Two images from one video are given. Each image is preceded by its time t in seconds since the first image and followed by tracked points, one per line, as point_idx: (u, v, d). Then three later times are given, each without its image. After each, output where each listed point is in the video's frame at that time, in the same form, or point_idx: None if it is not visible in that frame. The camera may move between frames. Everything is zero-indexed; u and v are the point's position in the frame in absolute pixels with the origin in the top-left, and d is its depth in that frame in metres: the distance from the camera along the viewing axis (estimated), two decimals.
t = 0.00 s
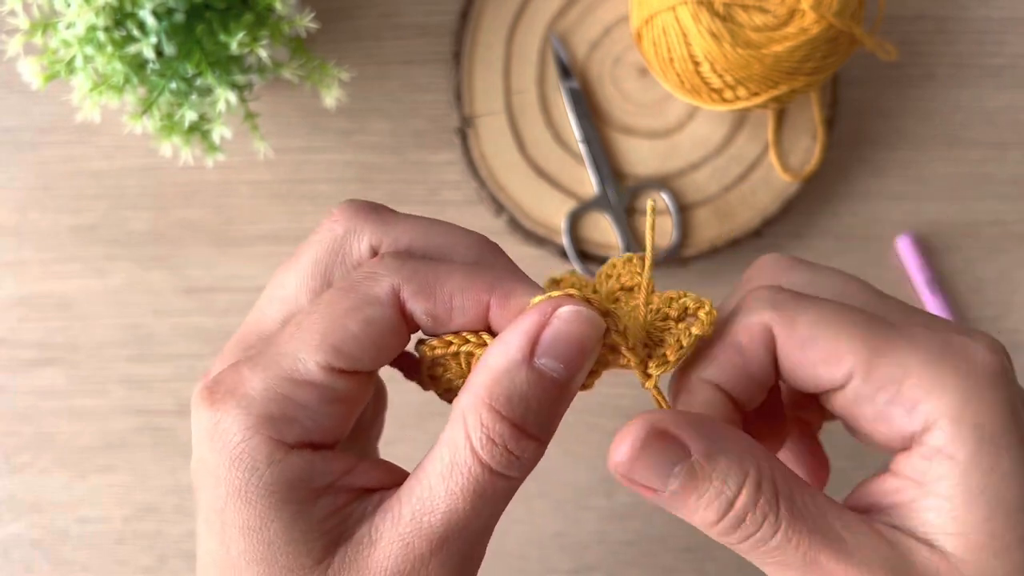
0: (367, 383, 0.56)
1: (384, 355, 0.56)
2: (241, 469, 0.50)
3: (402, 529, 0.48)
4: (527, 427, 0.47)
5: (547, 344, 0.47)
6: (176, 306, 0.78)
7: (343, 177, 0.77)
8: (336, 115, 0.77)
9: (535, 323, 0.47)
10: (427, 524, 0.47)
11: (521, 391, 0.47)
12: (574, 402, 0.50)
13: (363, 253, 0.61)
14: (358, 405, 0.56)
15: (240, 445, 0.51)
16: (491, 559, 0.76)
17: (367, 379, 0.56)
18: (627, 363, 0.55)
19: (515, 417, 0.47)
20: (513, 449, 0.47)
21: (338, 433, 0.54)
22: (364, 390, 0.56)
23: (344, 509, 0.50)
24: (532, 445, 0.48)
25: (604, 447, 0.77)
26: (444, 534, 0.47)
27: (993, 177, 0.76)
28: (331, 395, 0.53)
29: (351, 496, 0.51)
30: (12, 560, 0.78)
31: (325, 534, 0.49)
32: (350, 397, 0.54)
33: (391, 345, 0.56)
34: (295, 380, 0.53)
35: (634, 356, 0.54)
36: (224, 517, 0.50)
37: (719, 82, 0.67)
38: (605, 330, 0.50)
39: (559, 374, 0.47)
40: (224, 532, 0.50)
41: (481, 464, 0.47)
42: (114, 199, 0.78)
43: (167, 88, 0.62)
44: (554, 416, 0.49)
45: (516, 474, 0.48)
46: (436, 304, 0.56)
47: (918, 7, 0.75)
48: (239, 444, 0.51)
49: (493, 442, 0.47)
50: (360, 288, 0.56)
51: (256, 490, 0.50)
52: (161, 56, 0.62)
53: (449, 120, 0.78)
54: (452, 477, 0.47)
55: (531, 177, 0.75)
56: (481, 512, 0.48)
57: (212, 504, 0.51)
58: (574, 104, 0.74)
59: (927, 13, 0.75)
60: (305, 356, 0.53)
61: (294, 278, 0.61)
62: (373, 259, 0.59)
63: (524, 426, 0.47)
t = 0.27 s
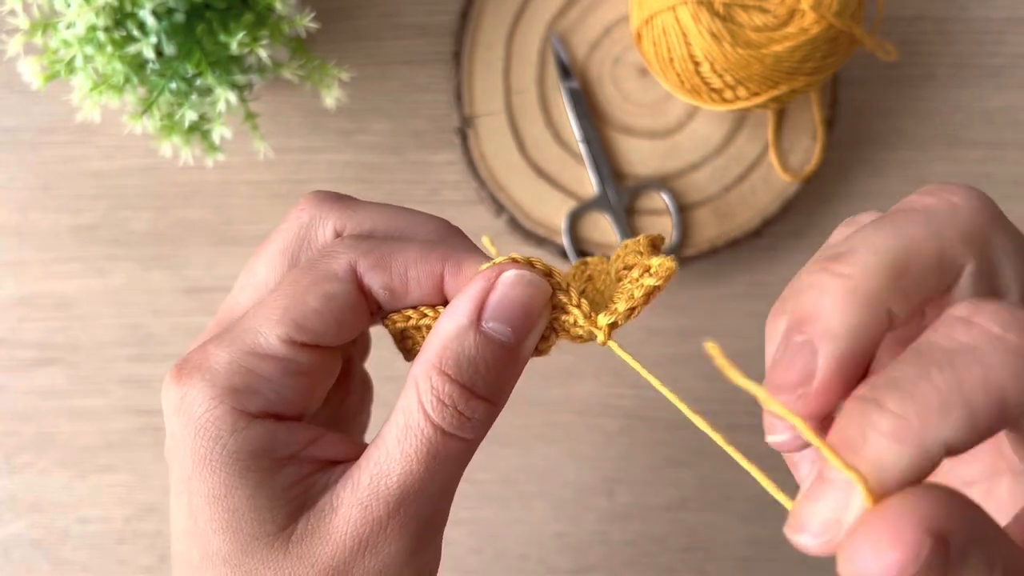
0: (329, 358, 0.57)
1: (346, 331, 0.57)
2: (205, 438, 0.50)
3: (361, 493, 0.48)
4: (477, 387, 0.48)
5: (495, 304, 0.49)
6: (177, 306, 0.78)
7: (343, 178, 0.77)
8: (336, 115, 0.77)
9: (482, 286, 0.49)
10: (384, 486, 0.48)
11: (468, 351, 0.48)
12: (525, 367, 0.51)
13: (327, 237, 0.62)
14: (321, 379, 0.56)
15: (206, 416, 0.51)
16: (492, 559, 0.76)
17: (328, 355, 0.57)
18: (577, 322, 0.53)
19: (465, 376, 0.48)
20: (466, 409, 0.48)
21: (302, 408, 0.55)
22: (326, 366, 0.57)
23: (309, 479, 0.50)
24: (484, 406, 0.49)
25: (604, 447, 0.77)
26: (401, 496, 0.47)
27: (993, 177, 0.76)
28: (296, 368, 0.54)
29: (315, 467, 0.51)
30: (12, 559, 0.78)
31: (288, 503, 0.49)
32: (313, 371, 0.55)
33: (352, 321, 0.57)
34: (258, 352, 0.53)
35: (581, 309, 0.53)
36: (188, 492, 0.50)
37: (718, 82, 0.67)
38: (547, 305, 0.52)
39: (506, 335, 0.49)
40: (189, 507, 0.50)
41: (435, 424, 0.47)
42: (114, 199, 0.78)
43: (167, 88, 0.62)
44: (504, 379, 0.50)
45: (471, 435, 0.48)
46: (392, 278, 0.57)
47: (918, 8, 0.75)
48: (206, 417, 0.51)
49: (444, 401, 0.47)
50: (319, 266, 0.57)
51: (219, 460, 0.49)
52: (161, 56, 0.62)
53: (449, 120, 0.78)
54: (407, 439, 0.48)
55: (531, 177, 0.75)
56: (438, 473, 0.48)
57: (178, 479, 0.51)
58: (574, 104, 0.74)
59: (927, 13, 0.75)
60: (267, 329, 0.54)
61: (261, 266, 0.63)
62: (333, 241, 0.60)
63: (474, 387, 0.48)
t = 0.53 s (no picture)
0: (314, 343, 0.59)
1: (330, 315, 0.58)
2: (189, 422, 0.52)
3: (335, 476, 0.49)
4: (449, 370, 0.50)
5: (471, 289, 0.50)
6: (177, 306, 0.78)
7: (343, 178, 0.77)
8: (336, 115, 0.77)
9: (458, 271, 0.50)
10: (358, 470, 0.49)
11: (440, 335, 0.50)
12: (503, 350, 0.53)
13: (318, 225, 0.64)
14: (305, 363, 0.58)
15: (187, 402, 0.52)
16: (492, 559, 0.76)
17: (313, 339, 0.58)
18: (560, 297, 0.53)
19: (437, 359, 0.49)
20: (438, 392, 0.49)
21: (285, 390, 0.56)
22: (310, 350, 0.58)
23: (288, 465, 0.52)
24: (456, 389, 0.50)
25: (604, 447, 0.77)
26: (373, 479, 0.49)
27: (993, 178, 0.76)
28: (279, 351, 0.55)
29: (295, 453, 0.53)
30: (12, 560, 0.78)
31: (265, 486, 0.51)
32: (295, 355, 0.57)
33: (336, 306, 0.58)
34: (240, 334, 0.55)
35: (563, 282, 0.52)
36: (172, 479, 0.52)
37: (718, 82, 0.67)
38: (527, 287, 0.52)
39: (478, 318, 0.50)
40: (174, 494, 0.52)
41: (409, 408, 0.49)
42: (114, 199, 0.78)
43: (167, 88, 0.62)
44: (480, 363, 0.51)
45: (444, 418, 0.50)
46: (375, 262, 0.58)
47: (918, 8, 0.75)
48: (188, 402, 0.52)
49: (416, 385, 0.49)
50: (304, 251, 0.58)
51: (200, 445, 0.51)
52: (161, 56, 0.62)
53: (449, 120, 0.78)
54: (380, 423, 0.49)
55: (531, 177, 0.75)
56: (411, 455, 0.49)
57: (163, 466, 0.53)
58: (574, 105, 0.74)
59: (926, 13, 0.75)
60: (249, 312, 0.56)
61: (257, 254, 0.65)
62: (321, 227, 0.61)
63: (445, 369, 0.50)
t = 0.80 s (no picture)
0: (367, 348, 0.59)
1: (385, 320, 0.58)
2: (235, 416, 0.53)
3: (370, 485, 0.49)
4: (494, 387, 0.48)
5: (522, 308, 0.48)
6: (177, 306, 0.78)
7: (343, 178, 0.77)
8: (336, 114, 0.77)
9: (514, 286, 0.49)
10: (394, 480, 0.48)
11: (487, 352, 0.48)
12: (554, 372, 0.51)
13: (386, 226, 0.64)
14: (359, 366, 0.59)
15: (234, 396, 0.53)
16: (492, 559, 0.76)
17: (367, 344, 0.59)
18: (622, 322, 0.52)
19: (482, 374, 0.48)
20: (480, 407, 0.48)
21: (336, 391, 0.57)
22: (364, 353, 0.59)
23: (327, 471, 0.52)
24: (500, 407, 0.49)
25: (605, 447, 0.77)
26: (409, 491, 0.48)
27: (993, 178, 0.76)
28: (329, 353, 0.56)
29: (337, 458, 0.53)
30: (12, 559, 0.78)
31: (303, 490, 0.51)
32: (347, 358, 0.57)
33: (395, 312, 0.58)
34: (296, 334, 0.56)
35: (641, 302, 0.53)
36: (210, 473, 0.53)
37: (718, 82, 0.67)
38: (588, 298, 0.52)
39: (528, 339, 0.48)
40: (209, 488, 0.52)
41: (452, 421, 0.48)
42: (114, 200, 0.78)
43: (167, 89, 0.62)
44: (527, 383, 0.49)
45: (485, 434, 0.49)
46: (436, 267, 0.58)
47: (918, 8, 0.76)
48: (235, 397, 0.53)
49: (459, 398, 0.48)
50: (367, 254, 0.58)
51: (240, 441, 0.52)
52: (161, 56, 0.62)
53: (449, 120, 0.77)
54: (421, 434, 0.48)
55: (531, 177, 0.75)
56: (449, 470, 0.49)
57: (205, 458, 0.54)
58: (574, 105, 0.74)
59: (927, 13, 0.75)
60: (307, 313, 0.56)
61: (322, 251, 0.66)
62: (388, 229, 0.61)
63: (490, 386, 0.48)
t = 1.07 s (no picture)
0: (391, 341, 0.62)
1: (410, 317, 0.61)
2: (265, 383, 0.58)
3: (363, 471, 0.52)
4: (488, 404, 0.50)
5: (511, 339, 0.47)
6: (177, 306, 0.78)
7: (343, 178, 0.77)
8: (336, 114, 0.77)
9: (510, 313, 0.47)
10: (385, 472, 0.51)
11: (485, 370, 0.49)
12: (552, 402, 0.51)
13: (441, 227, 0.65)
14: (377, 358, 0.62)
15: (264, 370, 0.59)
16: (492, 559, 0.76)
17: (392, 337, 0.62)
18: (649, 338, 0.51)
19: (479, 390, 0.49)
20: (471, 418, 0.50)
21: (352, 377, 0.61)
22: (383, 346, 0.62)
23: (332, 450, 0.57)
24: (491, 423, 0.50)
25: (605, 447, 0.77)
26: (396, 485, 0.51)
27: (993, 178, 0.76)
28: (350, 340, 0.60)
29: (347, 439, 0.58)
30: (12, 559, 0.78)
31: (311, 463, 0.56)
32: (365, 348, 0.61)
33: (418, 311, 0.60)
34: (326, 317, 0.60)
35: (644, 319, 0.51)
36: (227, 432, 0.58)
37: (719, 82, 0.66)
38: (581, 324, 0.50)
39: (524, 373, 0.48)
40: (225, 446, 0.58)
41: (444, 425, 0.50)
42: (114, 200, 0.78)
43: (166, 88, 0.62)
44: (524, 408, 0.50)
45: (476, 444, 0.50)
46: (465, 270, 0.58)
47: (918, 8, 0.75)
48: (264, 371, 0.59)
49: (454, 407, 0.50)
50: (410, 249, 0.60)
51: (263, 413, 0.57)
52: (161, 56, 0.62)
53: (449, 120, 0.77)
54: (417, 433, 0.51)
55: (531, 177, 0.75)
56: (438, 472, 0.51)
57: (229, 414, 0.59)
58: (574, 104, 0.74)
59: (927, 13, 0.75)
60: (341, 298, 0.60)
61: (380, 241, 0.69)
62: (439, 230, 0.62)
63: (485, 402, 0.50)
